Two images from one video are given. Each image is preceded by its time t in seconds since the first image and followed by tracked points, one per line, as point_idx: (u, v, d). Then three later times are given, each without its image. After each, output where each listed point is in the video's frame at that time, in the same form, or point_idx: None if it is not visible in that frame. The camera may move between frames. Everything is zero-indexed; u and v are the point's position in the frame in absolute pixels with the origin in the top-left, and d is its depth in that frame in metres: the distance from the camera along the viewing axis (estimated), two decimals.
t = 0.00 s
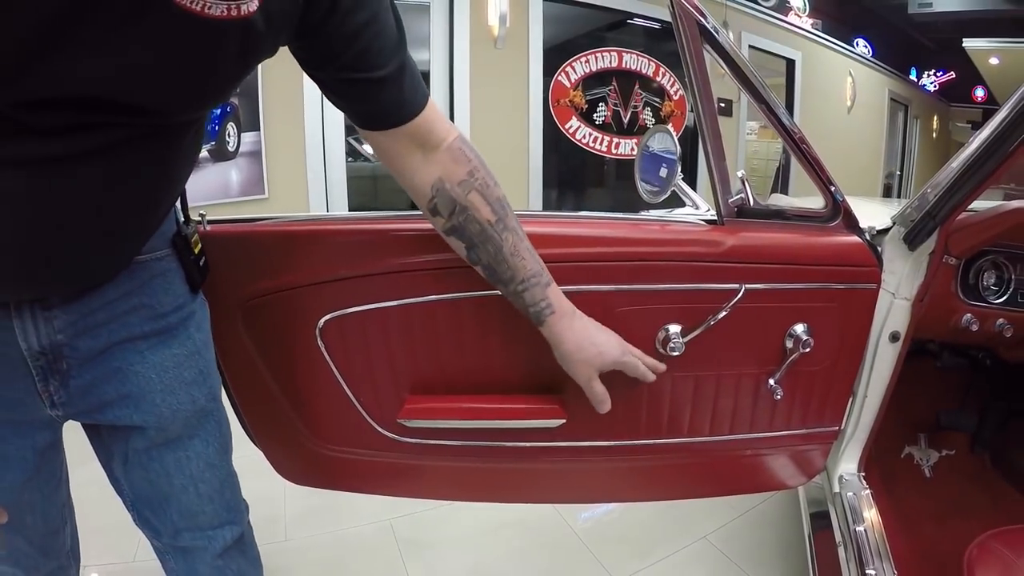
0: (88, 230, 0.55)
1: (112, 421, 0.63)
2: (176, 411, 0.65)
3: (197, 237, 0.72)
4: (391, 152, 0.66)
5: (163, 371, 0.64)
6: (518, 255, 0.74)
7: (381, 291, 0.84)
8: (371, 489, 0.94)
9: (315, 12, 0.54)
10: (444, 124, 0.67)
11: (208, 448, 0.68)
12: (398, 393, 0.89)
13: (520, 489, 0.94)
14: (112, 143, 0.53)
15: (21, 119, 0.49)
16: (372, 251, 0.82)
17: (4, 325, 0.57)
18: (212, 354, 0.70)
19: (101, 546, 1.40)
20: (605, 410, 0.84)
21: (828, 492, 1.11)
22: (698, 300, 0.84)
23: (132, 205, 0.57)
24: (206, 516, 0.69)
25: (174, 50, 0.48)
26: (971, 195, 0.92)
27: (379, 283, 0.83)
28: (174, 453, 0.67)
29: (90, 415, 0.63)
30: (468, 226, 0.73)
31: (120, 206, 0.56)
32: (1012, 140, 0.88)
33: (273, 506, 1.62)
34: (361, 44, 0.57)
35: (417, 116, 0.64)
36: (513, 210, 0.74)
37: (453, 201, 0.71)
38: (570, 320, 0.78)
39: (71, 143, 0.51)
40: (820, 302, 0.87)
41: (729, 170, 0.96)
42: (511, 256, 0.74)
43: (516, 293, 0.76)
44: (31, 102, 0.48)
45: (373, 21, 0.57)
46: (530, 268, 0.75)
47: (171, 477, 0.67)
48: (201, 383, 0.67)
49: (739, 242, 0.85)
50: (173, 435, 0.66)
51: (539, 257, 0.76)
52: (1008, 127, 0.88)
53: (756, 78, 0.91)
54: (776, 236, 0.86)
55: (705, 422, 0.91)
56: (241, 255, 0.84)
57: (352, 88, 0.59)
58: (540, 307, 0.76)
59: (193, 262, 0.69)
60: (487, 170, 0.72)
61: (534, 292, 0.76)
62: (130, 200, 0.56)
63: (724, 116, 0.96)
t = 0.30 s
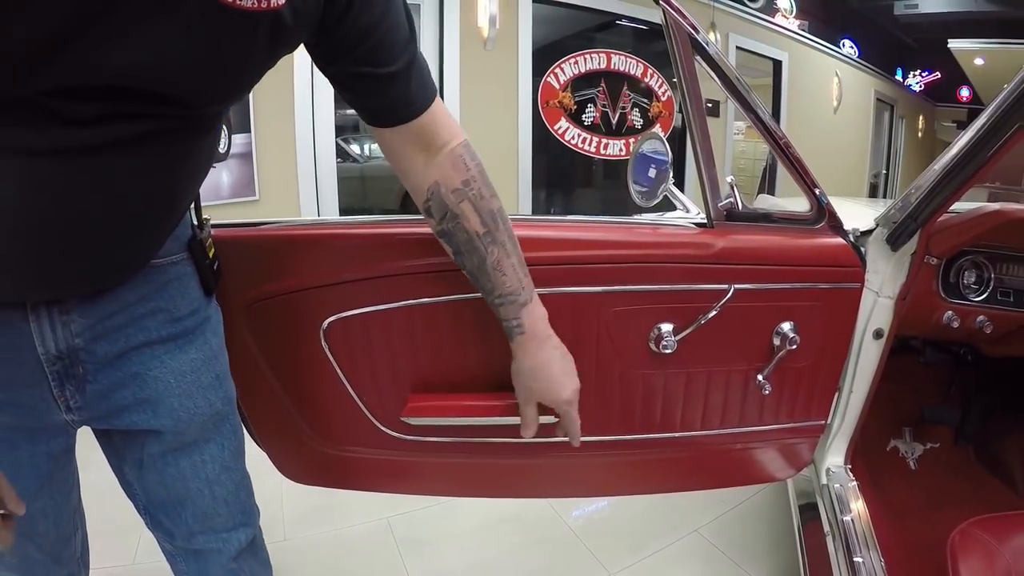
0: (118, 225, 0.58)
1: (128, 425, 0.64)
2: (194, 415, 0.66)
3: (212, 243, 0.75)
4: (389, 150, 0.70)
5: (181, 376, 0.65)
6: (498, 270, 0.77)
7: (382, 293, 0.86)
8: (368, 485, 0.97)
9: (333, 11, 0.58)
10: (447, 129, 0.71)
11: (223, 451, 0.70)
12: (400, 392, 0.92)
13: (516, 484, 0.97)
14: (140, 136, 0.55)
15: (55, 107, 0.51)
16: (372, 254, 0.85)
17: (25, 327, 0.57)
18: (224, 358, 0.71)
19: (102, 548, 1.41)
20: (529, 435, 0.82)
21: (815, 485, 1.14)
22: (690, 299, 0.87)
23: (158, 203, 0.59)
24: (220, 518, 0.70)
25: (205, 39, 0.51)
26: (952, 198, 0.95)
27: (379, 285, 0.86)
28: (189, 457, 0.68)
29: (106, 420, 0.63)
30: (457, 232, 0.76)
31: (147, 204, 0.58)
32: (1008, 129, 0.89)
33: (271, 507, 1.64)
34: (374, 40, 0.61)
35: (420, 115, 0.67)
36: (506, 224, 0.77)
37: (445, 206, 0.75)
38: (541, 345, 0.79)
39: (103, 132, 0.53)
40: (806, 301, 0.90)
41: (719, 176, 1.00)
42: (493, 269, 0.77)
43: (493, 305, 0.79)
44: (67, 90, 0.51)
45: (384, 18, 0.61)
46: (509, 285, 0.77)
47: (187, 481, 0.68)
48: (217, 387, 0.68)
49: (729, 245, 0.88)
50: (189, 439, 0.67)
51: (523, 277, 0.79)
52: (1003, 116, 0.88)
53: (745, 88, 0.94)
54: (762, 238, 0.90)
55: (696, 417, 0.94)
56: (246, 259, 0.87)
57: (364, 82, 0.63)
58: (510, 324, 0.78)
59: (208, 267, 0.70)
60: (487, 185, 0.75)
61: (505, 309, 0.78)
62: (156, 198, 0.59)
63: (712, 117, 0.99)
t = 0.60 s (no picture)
0: (130, 208, 0.54)
1: (141, 431, 0.63)
2: (207, 419, 0.65)
3: (225, 249, 0.75)
4: (435, 110, 0.63)
5: (196, 382, 0.64)
6: (571, 230, 0.66)
7: (383, 296, 0.90)
8: (370, 481, 1.01)
9: None
10: (487, 91, 0.65)
11: (236, 456, 0.69)
12: (400, 390, 0.96)
13: (513, 478, 1.01)
14: (158, 114, 0.52)
15: (70, 75, 0.48)
16: (371, 257, 0.89)
17: (37, 323, 0.56)
18: (239, 364, 0.70)
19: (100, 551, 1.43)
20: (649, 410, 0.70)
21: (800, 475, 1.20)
22: (680, 298, 0.91)
23: (173, 187, 0.56)
24: (233, 521, 0.69)
25: None
26: (929, 201, 1.00)
27: (381, 288, 0.90)
28: (203, 463, 0.67)
29: (119, 426, 0.62)
30: (518, 198, 0.66)
31: (161, 189, 0.55)
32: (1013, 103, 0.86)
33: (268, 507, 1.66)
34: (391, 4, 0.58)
35: (451, 78, 0.62)
36: (567, 180, 0.68)
37: (501, 169, 0.65)
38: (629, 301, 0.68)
39: (119, 104, 0.50)
40: (790, 299, 0.94)
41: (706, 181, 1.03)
42: (565, 231, 0.66)
43: (573, 275, 0.67)
44: (85, 59, 0.48)
45: None
46: (584, 246, 0.67)
47: (200, 487, 0.67)
48: (231, 393, 0.67)
49: (715, 247, 0.92)
50: (202, 445, 0.66)
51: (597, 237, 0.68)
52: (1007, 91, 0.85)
53: (733, 98, 0.99)
54: (744, 240, 0.93)
55: (684, 410, 0.99)
56: (251, 264, 0.89)
57: (381, 47, 0.59)
58: (597, 290, 0.67)
59: (221, 271, 0.69)
60: (541, 143, 0.67)
61: (585, 273, 0.67)
62: (170, 180, 0.55)
63: (698, 120, 1.03)
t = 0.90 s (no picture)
0: (140, 196, 0.53)
1: (147, 444, 0.63)
2: (213, 431, 0.65)
3: (229, 256, 0.77)
4: (469, 54, 0.59)
5: (202, 394, 0.64)
6: (634, 146, 0.65)
7: (374, 298, 0.93)
8: (362, 478, 1.05)
9: None
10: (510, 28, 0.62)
11: (241, 466, 0.69)
12: (391, 390, 0.99)
13: (501, 472, 1.06)
14: (170, 90, 0.51)
15: (73, 45, 0.47)
16: (365, 261, 0.92)
17: (43, 330, 0.56)
18: (242, 375, 0.70)
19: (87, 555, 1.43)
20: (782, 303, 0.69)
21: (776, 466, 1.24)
22: (657, 299, 0.97)
23: (183, 177, 0.55)
24: (237, 530, 0.70)
25: None
26: (895, 202, 1.04)
27: (374, 291, 0.93)
28: (208, 475, 0.67)
29: (125, 437, 0.62)
30: (575, 126, 0.63)
31: (170, 185, 0.54)
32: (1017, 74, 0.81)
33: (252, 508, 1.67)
34: None
35: (470, 26, 0.59)
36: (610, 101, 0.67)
37: (552, 101, 0.62)
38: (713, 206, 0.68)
39: (129, 78, 0.49)
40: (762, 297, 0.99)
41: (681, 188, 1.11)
42: (630, 147, 0.65)
43: (655, 192, 0.66)
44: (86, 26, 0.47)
45: None
46: (651, 160, 0.66)
47: (205, 497, 0.67)
48: (235, 404, 0.67)
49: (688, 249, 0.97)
50: (208, 457, 0.66)
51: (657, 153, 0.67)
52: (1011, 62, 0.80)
53: (705, 108, 1.03)
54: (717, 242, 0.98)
55: (664, 406, 1.04)
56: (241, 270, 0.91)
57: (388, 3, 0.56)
58: (683, 200, 0.67)
59: (225, 279, 0.69)
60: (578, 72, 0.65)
61: (664, 185, 0.66)
62: (180, 168, 0.54)
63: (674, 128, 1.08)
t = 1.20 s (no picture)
0: (148, 200, 0.56)
1: (156, 454, 0.66)
2: (219, 439, 0.69)
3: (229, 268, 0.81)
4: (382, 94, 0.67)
5: (211, 404, 0.68)
6: (492, 204, 0.68)
7: (358, 305, 0.98)
8: (341, 479, 1.09)
9: None
10: (428, 82, 0.69)
11: (244, 474, 0.74)
12: (368, 394, 1.04)
13: (478, 469, 1.11)
14: (173, 94, 0.54)
15: (80, 49, 0.49)
16: (348, 271, 0.97)
17: (54, 346, 0.59)
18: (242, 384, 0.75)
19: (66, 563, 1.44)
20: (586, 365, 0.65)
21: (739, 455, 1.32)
22: (621, 302, 1.04)
23: (187, 178, 0.59)
24: (240, 536, 0.74)
25: None
26: (847, 203, 1.09)
27: (355, 297, 0.98)
28: (213, 485, 0.71)
29: (136, 449, 0.66)
30: (444, 172, 0.67)
31: (173, 189, 0.58)
32: (957, 87, 0.87)
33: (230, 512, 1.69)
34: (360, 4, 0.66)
35: (403, 73, 0.67)
36: (496, 166, 0.71)
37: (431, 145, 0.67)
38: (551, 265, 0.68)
39: (135, 79, 0.52)
40: (717, 298, 1.08)
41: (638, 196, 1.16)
42: (486, 203, 0.68)
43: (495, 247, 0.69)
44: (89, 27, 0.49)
45: None
46: (503, 219, 0.68)
47: (211, 505, 0.71)
48: (240, 411, 0.72)
49: (649, 254, 1.04)
50: (214, 466, 0.70)
51: (517, 217, 0.69)
52: (950, 78, 0.87)
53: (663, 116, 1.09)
54: (677, 247, 1.07)
55: (628, 402, 1.11)
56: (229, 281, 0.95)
57: (352, 39, 0.66)
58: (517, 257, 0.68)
59: (228, 292, 0.74)
60: (477, 136, 0.70)
61: (506, 245, 0.68)
62: (186, 167, 0.58)
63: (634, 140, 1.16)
